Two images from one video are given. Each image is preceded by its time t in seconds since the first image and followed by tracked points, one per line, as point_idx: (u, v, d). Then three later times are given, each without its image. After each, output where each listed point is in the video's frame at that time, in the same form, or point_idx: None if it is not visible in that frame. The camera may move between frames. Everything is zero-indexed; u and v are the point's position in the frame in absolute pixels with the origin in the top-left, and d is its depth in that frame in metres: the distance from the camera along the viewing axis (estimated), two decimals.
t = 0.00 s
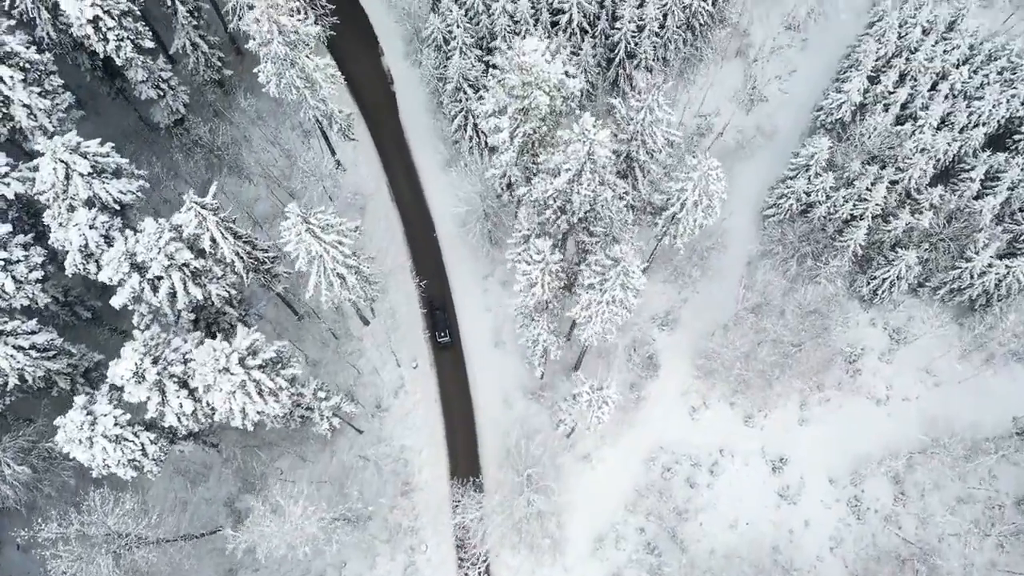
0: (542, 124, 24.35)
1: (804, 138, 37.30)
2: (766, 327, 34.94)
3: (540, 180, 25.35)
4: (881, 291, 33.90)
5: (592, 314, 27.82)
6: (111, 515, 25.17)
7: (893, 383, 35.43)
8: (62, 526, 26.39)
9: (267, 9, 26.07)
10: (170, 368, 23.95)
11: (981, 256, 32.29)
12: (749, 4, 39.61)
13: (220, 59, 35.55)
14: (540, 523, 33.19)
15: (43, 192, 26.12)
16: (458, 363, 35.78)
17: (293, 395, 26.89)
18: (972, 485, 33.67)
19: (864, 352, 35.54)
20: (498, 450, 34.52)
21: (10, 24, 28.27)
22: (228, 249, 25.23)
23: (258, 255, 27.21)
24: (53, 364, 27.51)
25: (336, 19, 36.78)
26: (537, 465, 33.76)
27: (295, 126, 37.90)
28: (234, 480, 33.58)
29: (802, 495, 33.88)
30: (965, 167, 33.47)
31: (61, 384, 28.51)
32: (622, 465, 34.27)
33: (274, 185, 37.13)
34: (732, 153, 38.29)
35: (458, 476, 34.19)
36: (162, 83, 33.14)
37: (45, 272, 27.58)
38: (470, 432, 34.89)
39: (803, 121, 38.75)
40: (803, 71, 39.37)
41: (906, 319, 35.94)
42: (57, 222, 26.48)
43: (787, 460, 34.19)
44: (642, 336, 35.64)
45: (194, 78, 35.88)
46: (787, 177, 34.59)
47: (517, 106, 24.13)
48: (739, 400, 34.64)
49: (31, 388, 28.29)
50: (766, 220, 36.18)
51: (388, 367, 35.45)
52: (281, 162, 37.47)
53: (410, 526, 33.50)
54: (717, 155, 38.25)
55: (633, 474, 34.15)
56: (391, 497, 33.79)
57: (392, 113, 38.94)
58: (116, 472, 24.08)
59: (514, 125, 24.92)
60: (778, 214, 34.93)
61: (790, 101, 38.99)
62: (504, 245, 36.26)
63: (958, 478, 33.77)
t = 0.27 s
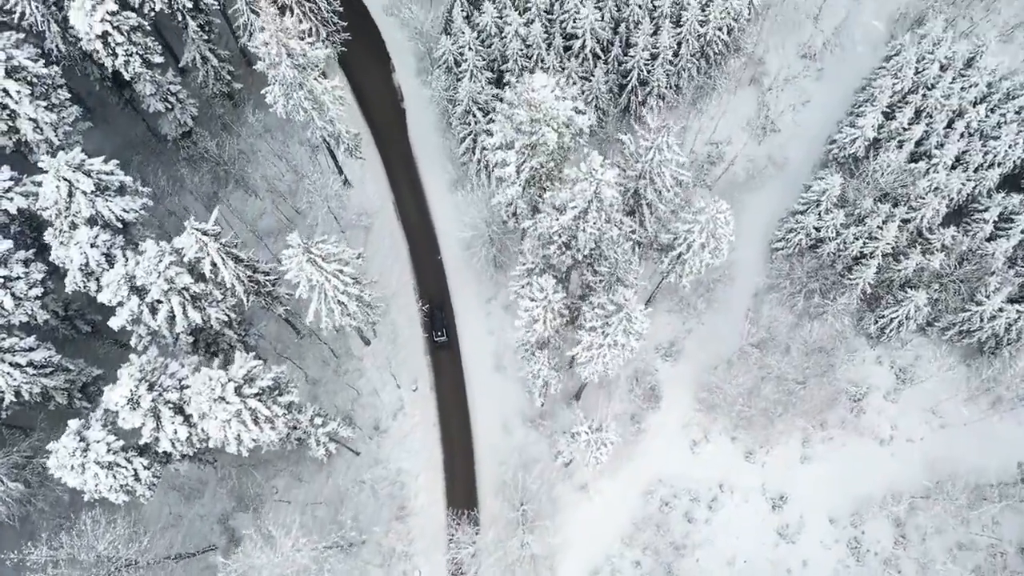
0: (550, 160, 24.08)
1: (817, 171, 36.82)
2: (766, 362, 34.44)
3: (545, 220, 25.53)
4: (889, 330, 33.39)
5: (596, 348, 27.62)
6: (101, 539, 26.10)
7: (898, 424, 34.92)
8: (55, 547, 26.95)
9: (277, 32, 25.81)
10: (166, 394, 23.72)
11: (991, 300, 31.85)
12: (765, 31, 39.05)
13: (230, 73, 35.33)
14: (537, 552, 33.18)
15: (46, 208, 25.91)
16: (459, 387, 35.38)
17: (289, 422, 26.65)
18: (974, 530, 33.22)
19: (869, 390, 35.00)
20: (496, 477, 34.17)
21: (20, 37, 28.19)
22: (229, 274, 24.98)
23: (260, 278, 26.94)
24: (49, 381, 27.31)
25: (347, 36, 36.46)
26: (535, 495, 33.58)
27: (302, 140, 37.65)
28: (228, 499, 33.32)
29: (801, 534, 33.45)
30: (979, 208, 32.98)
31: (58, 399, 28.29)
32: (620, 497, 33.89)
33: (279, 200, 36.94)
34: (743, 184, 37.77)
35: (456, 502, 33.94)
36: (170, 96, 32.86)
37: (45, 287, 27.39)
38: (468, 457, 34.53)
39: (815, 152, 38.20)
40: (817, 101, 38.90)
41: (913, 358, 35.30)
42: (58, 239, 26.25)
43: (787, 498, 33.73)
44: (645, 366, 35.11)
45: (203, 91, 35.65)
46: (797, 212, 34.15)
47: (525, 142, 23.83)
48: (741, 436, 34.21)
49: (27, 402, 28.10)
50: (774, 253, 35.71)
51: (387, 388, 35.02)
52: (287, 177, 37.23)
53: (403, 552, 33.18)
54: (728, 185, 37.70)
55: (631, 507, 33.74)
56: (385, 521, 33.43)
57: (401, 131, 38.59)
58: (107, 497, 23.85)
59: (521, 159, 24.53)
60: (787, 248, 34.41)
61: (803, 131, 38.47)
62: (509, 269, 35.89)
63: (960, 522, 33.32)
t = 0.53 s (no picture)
0: (555, 198, 23.73)
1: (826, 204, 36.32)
2: (773, 399, 34.28)
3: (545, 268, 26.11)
4: (894, 369, 32.83)
5: (598, 387, 27.78)
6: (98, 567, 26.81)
7: (901, 464, 34.38)
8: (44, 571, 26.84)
9: (283, 59, 25.60)
10: (159, 425, 23.39)
11: (1000, 344, 31.34)
12: (777, 60, 38.54)
13: (237, 88, 35.03)
14: None
15: (45, 228, 25.90)
16: (457, 412, 35.02)
17: (283, 451, 26.40)
18: None
19: (872, 429, 34.48)
20: (492, 505, 33.81)
21: (25, 53, 27.98)
22: (226, 302, 24.70)
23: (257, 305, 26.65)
24: (44, 402, 27.17)
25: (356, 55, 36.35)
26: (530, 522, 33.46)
27: (307, 157, 37.33)
28: (221, 520, 33.07)
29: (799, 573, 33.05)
30: (989, 248, 32.46)
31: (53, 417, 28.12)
32: (617, 530, 33.53)
33: (282, 217, 36.72)
34: (751, 215, 37.25)
35: (450, 529, 33.62)
36: (175, 111, 32.61)
37: (42, 307, 27.28)
38: (465, 483, 34.21)
39: (824, 185, 37.69)
40: (829, 131, 38.28)
41: (918, 397, 34.78)
42: (56, 260, 25.99)
43: (784, 535, 33.38)
44: (646, 397, 34.88)
45: (208, 106, 35.36)
46: (805, 247, 33.69)
47: (529, 179, 23.47)
48: (740, 472, 33.77)
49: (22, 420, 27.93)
50: (780, 287, 35.25)
51: (385, 411, 34.77)
52: (291, 194, 36.97)
53: None
54: (736, 217, 37.18)
55: (628, 539, 33.40)
56: (379, 546, 33.25)
57: (407, 150, 38.33)
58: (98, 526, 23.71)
59: (525, 196, 24.16)
60: (793, 283, 33.92)
61: (813, 161, 37.94)
62: (511, 294, 35.58)
63: (959, 566, 33.02)
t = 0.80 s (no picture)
0: (556, 236, 23.51)
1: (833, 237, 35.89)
2: (772, 436, 33.91)
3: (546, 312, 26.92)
4: (897, 408, 32.39)
5: (595, 430, 27.81)
6: None
7: (902, 504, 33.95)
8: None
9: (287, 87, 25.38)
10: (150, 457, 23.18)
11: (1005, 388, 30.94)
12: (787, 89, 38.12)
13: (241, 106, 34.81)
14: None
15: (43, 250, 25.72)
16: (455, 438, 34.63)
17: (276, 482, 26.13)
18: None
19: (874, 468, 34.00)
20: (488, 534, 33.55)
21: (28, 71, 27.81)
22: (222, 333, 24.41)
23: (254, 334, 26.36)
24: (36, 425, 27.05)
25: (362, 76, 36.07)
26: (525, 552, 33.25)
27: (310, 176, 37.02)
28: (212, 543, 32.80)
29: None
30: (997, 288, 31.94)
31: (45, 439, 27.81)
32: (612, 562, 33.22)
33: (283, 237, 36.48)
34: (756, 246, 36.80)
35: (445, 556, 33.43)
36: (178, 130, 32.27)
37: (38, 329, 27.16)
38: (461, 511, 33.89)
39: (832, 217, 37.15)
40: (838, 162, 37.80)
41: (921, 436, 34.24)
42: (52, 283, 25.80)
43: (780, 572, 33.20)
44: (646, 430, 34.36)
45: (212, 123, 35.07)
46: (810, 283, 33.27)
47: (530, 218, 23.26)
48: (739, 508, 33.38)
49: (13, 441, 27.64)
50: (784, 320, 34.86)
51: (382, 436, 34.38)
52: (292, 213, 36.69)
53: None
54: (741, 248, 36.73)
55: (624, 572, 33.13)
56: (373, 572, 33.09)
57: (410, 171, 38.00)
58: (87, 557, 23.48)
59: (526, 235, 23.86)
60: (797, 318, 33.51)
61: (821, 192, 37.49)
62: (513, 320, 35.19)
63: None
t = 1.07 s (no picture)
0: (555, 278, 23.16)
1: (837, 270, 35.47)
2: (772, 472, 33.54)
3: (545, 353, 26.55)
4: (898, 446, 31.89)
5: (591, 479, 27.02)
6: None
7: (901, 542, 33.59)
8: None
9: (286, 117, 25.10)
10: (139, 492, 22.99)
11: (1008, 431, 30.56)
12: (794, 116, 37.67)
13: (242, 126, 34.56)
14: None
15: (36, 276, 25.44)
16: (451, 465, 34.33)
17: (268, 515, 25.89)
18: None
19: (873, 505, 33.64)
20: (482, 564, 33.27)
21: (26, 93, 27.65)
22: (215, 366, 24.16)
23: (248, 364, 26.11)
24: (28, 451, 26.80)
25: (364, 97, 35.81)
26: None
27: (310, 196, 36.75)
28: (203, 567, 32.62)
29: None
30: (1002, 326, 31.52)
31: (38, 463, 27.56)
32: None
33: (281, 258, 36.20)
34: (760, 277, 36.38)
35: None
36: (178, 150, 31.90)
37: (31, 355, 26.94)
38: (455, 540, 33.60)
39: (837, 249, 36.67)
40: (845, 192, 37.30)
41: (922, 472, 33.88)
42: (45, 309, 25.53)
43: None
44: (644, 462, 33.94)
45: (212, 142, 34.79)
46: (812, 319, 32.90)
47: (528, 260, 22.91)
48: (737, 543, 33.14)
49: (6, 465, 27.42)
50: (786, 354, 34.48)
51: (377, 462, 34.10)
52: (291, 233, 36.41)
53: None
54: (744, 278, 36.29)
55: None
56: None
57: (412, 193, 37.68)
58: None
59: (524, 275, 23.54)
60: (799, 352, 33.09)
61: (827, 223, 37.01)
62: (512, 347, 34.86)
63: None
